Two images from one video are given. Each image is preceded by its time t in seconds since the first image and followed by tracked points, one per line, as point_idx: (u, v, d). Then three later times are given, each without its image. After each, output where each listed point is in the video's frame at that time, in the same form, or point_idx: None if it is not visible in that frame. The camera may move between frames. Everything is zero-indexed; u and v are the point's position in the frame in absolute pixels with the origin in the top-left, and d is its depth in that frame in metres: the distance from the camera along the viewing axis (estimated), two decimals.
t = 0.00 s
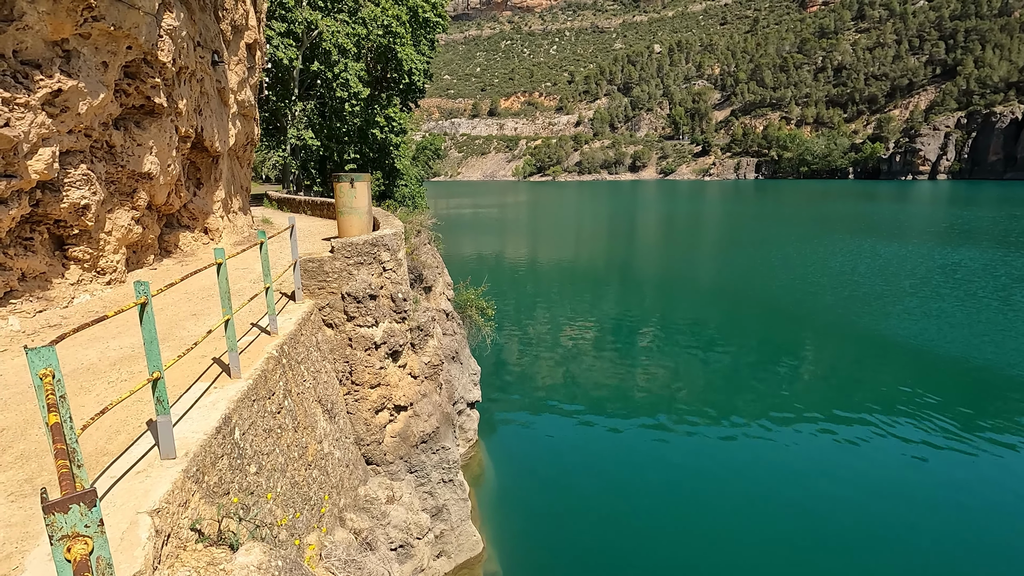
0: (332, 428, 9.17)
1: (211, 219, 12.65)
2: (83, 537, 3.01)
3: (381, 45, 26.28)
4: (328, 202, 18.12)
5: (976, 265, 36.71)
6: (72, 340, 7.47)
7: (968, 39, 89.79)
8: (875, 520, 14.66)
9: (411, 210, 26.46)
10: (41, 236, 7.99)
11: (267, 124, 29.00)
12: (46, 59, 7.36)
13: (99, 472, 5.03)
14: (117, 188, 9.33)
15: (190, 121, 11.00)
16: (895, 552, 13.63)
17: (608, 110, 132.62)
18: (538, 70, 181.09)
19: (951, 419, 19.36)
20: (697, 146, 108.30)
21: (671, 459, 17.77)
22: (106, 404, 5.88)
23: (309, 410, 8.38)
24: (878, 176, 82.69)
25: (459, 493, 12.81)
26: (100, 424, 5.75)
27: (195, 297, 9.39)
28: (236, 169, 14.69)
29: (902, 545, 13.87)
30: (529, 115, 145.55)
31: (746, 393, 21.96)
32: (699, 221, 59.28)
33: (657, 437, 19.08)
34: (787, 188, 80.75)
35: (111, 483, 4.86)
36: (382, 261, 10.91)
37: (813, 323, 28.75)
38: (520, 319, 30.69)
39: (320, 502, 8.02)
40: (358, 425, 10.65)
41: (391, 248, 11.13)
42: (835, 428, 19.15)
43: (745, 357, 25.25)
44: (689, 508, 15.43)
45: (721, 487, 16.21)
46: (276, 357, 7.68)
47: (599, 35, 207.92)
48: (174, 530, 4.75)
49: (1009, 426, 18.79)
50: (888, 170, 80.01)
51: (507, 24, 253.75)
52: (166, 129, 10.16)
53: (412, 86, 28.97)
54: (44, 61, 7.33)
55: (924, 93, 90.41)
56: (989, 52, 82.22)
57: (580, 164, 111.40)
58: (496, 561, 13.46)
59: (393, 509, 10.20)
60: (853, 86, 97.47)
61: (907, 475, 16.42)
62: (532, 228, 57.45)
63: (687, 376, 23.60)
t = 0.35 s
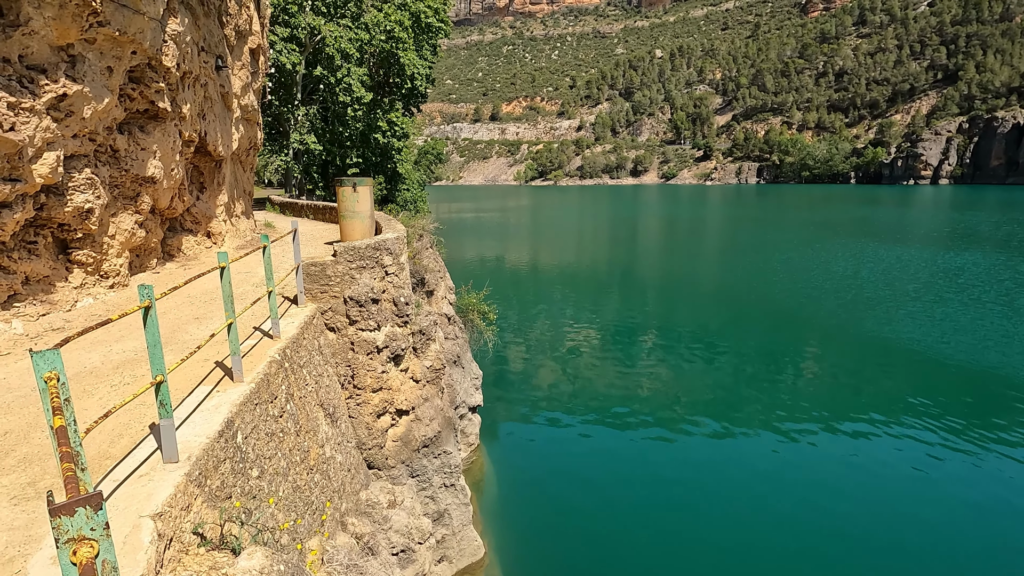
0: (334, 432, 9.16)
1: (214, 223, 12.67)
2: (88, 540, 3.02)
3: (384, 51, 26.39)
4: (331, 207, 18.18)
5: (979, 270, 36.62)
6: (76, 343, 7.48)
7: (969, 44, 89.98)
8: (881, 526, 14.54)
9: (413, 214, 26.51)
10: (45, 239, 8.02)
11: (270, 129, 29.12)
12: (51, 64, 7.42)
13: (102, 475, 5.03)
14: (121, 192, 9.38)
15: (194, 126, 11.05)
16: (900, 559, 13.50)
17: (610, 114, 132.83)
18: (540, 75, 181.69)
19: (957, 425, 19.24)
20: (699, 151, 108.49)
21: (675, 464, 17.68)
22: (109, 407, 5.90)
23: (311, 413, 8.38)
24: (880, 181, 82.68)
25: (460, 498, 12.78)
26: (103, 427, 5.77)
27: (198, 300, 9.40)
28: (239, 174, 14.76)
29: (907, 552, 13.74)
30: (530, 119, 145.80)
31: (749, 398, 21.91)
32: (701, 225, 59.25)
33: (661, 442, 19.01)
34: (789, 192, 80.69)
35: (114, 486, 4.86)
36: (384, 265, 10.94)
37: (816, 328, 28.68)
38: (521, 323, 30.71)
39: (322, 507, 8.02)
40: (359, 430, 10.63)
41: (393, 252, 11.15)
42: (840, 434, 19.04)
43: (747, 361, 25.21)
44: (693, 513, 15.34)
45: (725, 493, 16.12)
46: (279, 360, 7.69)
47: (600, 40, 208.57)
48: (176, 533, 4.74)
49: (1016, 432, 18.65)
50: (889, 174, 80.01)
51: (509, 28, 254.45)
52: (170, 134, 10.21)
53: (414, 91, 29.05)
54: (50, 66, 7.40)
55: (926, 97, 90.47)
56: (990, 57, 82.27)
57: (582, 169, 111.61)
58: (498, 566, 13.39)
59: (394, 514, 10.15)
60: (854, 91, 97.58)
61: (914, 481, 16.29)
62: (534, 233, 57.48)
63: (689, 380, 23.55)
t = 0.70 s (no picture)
0: (335, 436, 9.16)
1: (216, 227, 12.69)
2: (87, 542, 3.01)
3: (385, 55, 26.47)
4: (331, 210, 18.20)
5: (981, 274, 36.55)
6: (76, 346, 7.48)
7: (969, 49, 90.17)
8: (885, 532, 14.44)
9: (414, 218, 26.54)
10: (46, 242, 8.02)
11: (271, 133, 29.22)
12: (54, 67, 7.44)
13: (102, 478, 5.02)
14: (123, 196, 9.39)
15: (195, 129, 11.08)
16: (905, 566, 13.38)
17: (610, 119, 133.01)
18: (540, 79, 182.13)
19: (961, 430, 19.14)
20: (699, 155, 108.61)
21: (679, 469, 17.59)
22: (109, 410, 5.89)
23: (311, 417, 8.37)
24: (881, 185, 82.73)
25: (461, 502, 12.78)
26: (103, 431, 5.76)
27: (199, 304, 9.41)
28: (240, 177, 14.79)
29: (913, 559, 13.62)
30: (531, 123, 146.06)
31: (750, 402, 21.85)
32: (702, 229, 59.26)
33: (665, 447, 18.89)
34: (790, 196, 80.71)
35: (113, 489, 4.85)
36: (385, 269, 10.94)
37: (817, 332, 28.63)
38: (522, 327, 30.70)
39: (322, 511, 8.01)
40: (360, 433, 10.62)
41: (394, 255, 11.15)
42: (845, 439, 18.92)
43: (748, 365, 25.18)
44: (696, 519, 15.24)
45: (729, 498, 16.04)
46: (279, 364, 7.68)
47: (601, 45, 209.21)
48: (176, 537, 4.74)
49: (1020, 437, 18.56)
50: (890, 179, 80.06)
51: (510, 33, 254.79)
52: (172, 137, 10.24)
53: (415, 95, 29.13)
54: (53, 70, 7.42)
55: (926, 102, 90.54)
56: (990, 62, 82.35)
57: (582, 173, 111.74)
58: (498, 570, 13.35)
59: (394, 518, 10.13)
60: (854, 96, 97.71)
61: (919, 487, 16.17)
62: (535, 236, 57.50)
63: (690, 384, 23.49)
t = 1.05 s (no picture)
0: (332, 441, 9.12)
1: (213, 230, 12.68)
2: (79, 550, 3.00)
3: (384, 59, 26.51)
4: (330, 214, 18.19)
5: (978, 278, 36.60)
6: (72, 350, 7.45)
7: (963, 55, 90.75)
8: (886, 536, 14.42)
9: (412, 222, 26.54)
10: (42, 246, 8.00)
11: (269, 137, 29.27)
12: (51, 71, 7.44)
13: (97, 484, 5.00)
14: (120, 199, 9.37)
15: (193, 133, 11.06)
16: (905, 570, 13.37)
17: (608, 123, 133.35)
18: (538, 83, 182.58)
19: (961, 433, 19.15)
20: (697, 159, 108.90)
21: (679, 473, 17.59)
22: (103, 415, 5.86)
23: (308, 421, 8.34)
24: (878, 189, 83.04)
25: (458, 506, 12.76)
26: (98, 435, 5.74)
27: (196, 308, 9.39)
28: (238, 181, 14.78)
29: (913, 563, 13.61)
30: (529, 127, 146.32)
31: (748, 406, 21.86)
32: (700, 234, 59.36)
33: (663, 451, 18.88)
34: (787, 200, 80.97)
35: (109, 495, 4.82)
36: (383, 272, 10.93)
37: (814, 336, 28.67)
38: (520, 331, 30.70)
39: (318, 516, 7.95)
40: (357, 437, 10.59)
41: (391, 259, 11.15)
42: (843, 443, 18.95)
43: (746, 369, 25.18)
44: (696, 522, 15.23)
45: (729, 502, 16.03)
46: (275, 368, 7.65)
47: (598, 50, 209.83)
48: (171, 543, 4.70)
49: (1019, 440, 18.57)
50: (886, 183, 80.40)
51: (508, 37, 255.34)
52: (170, 141, 10.23)
53: (413, 99, 29.19)
54: (50, 73, 7.41)
55: (921, 107, 91.02)
56: (985, 67, 82.77)
57: (580, 177, 111.96)
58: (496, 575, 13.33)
59: (391, 522, 10.08)
60: (850, 101, 98.15)
61: (919, 491, 16.15)
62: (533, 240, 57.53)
63: (688, 388, 23.49)
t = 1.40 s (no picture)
0: (315, 449, 9.01)
1: (193, 236, 12.50)
2: (48, 565, 2.90)
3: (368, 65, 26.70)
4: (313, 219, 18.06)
5: (954, 282, 37.37)
6: (46, 359, 7.27)
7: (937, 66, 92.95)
8: (872, 539, 14.54)
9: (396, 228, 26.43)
10: (16, 252, 7.82)
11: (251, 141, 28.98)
12: (26, 73, 7.30)
13: (71, 495, 4.86)
14: (97, 205, 9.20)
15: (174, 138, 10.92)
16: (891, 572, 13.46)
17: (592, 130, 134.22)
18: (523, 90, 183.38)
19: (942, 436, 19.41)
20: (680, 166, 109.99)
21: (668, 477, 17.61)
22: (78, 424, 5.71)
23: (291, 429, 8.23)
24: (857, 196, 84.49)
25: (444, 514, 12.71)
26: (73, 446, 5.59)
27: (175, 315, 9.23)
28: (220, 186, 14.61)
29: (894, 563, 13.79)
30: (514, 134, 146.76)
31: (732, 410, 22.03)
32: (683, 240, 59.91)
33: (647, 455, 18.95)
34: (769, 207, 82.01)
35: (83, 507, 4.69)
36: (368, 278, 10.86)
37: (796, 340, 29.03)
38: (505, 337, 30.67)
39: (301, 525, 7.83)
40: (341, 445, 10.47)
41: (376, 265, 11.09)
42: (824, 445, 19.18)
43: (729, 373, 25.42)
44: (681, 526, 15.30)
45: (718, 506, 16.07)
46: (257, 375, 7.53)
47: (582, 57, 211.49)
48: (148, 556, 4.59)
49: (994, 441, 18.96)
50: (865, 191, 81.90)
51: (493, 44, 256.32)
52: (149, 145, 10.07)
53: (398, 105, 29.24)
54: (25, 76, 7.28)
55: (897, 116, 92.94)
56: (958, 78, 84.85)
57: (565, 183, 112.44)
58: None
59: (376, 531, 9.98)
60: (829, 109, 99.88)
61: (905, 494, 16.31)
62: (518, 246, 57.63)
63: (673, 393, 23.63)
